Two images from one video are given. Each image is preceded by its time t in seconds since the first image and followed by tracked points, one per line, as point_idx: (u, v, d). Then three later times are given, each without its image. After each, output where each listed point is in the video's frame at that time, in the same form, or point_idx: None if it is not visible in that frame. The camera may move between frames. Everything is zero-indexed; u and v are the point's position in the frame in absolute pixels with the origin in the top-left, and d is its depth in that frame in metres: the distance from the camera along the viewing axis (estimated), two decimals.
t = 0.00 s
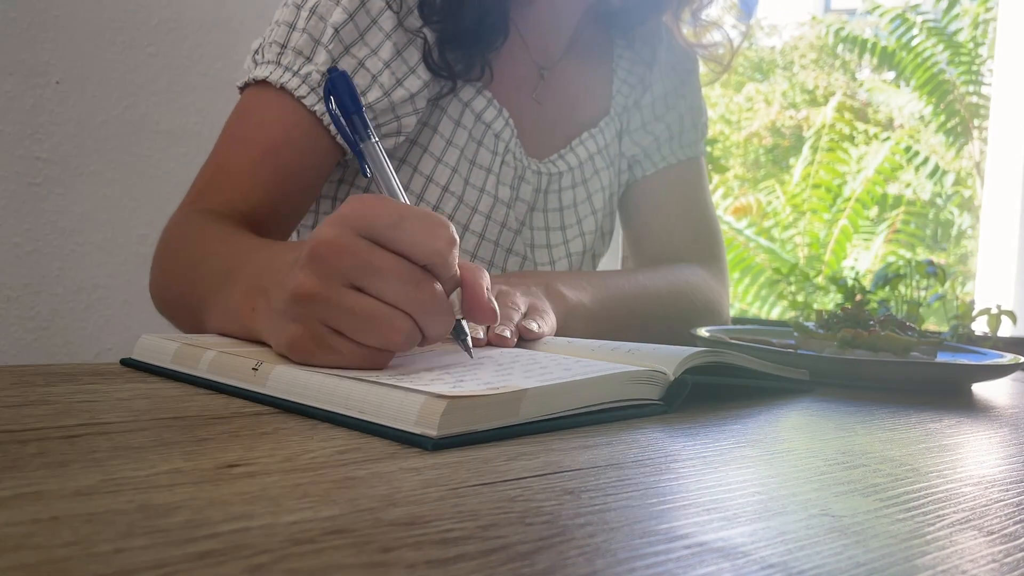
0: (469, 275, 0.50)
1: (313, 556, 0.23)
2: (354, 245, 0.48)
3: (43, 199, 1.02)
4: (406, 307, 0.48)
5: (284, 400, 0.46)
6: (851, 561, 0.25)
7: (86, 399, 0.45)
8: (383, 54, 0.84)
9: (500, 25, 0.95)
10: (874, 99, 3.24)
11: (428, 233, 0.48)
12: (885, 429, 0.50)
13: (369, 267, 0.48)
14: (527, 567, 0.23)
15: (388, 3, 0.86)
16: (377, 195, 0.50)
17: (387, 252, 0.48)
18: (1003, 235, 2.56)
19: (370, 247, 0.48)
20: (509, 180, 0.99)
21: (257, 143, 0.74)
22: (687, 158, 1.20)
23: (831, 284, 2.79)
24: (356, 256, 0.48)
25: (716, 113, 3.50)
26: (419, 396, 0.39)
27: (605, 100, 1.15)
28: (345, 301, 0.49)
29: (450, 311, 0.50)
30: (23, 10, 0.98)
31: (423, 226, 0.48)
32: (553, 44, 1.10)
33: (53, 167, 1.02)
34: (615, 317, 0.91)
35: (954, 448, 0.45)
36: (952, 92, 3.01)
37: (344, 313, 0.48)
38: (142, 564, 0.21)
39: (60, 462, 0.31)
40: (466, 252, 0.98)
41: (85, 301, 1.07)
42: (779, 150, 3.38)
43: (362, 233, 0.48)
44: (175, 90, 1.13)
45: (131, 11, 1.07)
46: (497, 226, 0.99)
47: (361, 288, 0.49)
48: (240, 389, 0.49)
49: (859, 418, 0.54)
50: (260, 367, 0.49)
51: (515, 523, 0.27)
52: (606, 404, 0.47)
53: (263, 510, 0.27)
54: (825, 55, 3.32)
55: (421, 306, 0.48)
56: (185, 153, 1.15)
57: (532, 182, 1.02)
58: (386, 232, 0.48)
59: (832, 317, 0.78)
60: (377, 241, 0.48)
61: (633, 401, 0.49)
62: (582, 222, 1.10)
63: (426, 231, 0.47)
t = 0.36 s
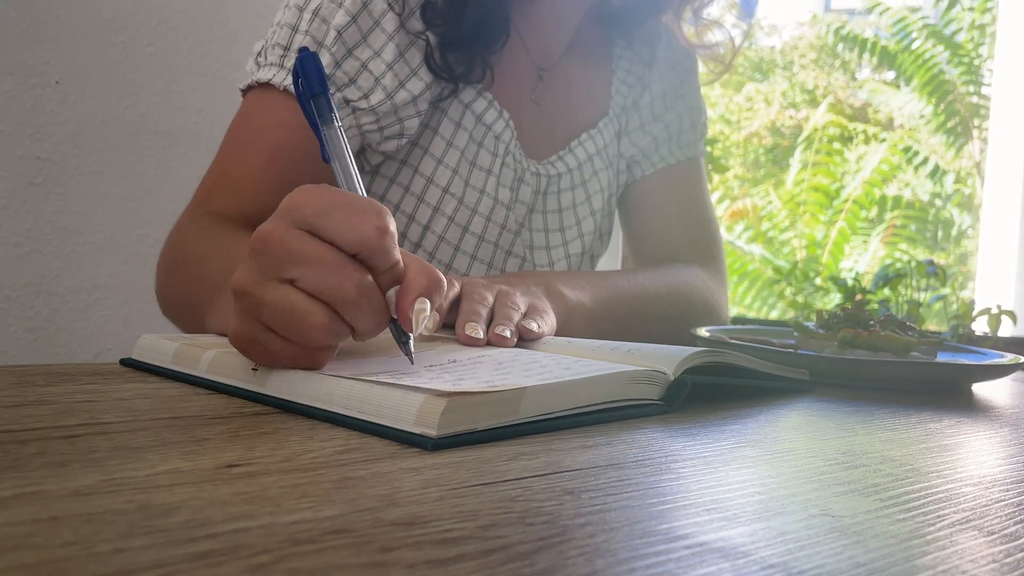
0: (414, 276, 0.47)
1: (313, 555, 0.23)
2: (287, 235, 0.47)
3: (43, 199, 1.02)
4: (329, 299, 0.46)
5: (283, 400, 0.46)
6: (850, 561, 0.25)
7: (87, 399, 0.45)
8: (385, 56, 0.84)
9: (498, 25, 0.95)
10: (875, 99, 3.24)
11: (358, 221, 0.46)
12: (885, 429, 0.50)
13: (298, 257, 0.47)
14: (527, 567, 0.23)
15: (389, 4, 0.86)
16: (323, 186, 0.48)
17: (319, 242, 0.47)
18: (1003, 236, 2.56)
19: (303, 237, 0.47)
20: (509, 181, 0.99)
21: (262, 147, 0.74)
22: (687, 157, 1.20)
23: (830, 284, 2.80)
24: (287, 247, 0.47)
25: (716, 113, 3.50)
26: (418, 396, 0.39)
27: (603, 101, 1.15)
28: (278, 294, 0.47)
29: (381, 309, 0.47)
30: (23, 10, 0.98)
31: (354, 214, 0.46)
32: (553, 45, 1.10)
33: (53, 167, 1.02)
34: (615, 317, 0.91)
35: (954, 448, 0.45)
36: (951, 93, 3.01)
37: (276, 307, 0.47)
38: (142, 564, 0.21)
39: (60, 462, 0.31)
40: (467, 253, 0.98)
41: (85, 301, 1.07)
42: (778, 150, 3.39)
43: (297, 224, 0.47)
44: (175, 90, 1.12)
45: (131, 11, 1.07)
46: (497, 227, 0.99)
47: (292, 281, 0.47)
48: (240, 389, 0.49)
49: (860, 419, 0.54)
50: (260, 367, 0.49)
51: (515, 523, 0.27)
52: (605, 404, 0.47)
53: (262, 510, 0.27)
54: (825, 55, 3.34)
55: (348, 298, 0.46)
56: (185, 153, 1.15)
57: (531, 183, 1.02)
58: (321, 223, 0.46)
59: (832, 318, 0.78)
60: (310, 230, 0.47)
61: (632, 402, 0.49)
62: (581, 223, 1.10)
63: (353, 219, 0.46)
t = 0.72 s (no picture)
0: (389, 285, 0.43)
1: (313, 556, 0.23)
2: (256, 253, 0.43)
3: (43, 199, 1.02)
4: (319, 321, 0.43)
5: (283, 400, 0.46)
6: (851, 561, 0.25)
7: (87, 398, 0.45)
8: (389, 52, 0.84)
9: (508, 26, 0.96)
10: (874, 99, 3.25)
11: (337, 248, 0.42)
12: (888, 429, 0.50)
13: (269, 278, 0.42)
14: (527, 567, 0.23)
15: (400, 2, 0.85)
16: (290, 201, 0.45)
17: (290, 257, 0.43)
18: (1002, 238, 2.57)
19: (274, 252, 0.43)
20: (512, 184, 0.99)
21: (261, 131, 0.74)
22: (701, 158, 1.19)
23: (830, 285, 2.81)
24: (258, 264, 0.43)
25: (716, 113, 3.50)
26: (419, 397, 0.39)
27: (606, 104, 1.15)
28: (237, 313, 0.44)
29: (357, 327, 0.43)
30: (23, 10, 0.98)
31: (335, 243, 0.42)
32: (563, 51, 1.09)
33: (53, 167, 1.02)
34: (628, 318, 0.93)
35: (954, 448, 0.45)
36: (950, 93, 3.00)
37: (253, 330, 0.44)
38: (142, 564, 0.21)
39: (60, 462, 0.31)
40: (468, 254, 0.98)
41: (85, 300, 1.07)
42: (778, 150, 3.42)
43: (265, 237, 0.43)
44: (175, 90, 1.12)
45: (131, 11, 1.07)
46: (498, 229, 1.00)
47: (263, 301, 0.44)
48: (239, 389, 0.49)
49: (861, 419, 0.54)
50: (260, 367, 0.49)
51: (515, 523, 0.27)
52: (607, 406, 0.47)
53: (263, 510, 0.27)
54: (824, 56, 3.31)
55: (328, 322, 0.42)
56: (185, 153, 1.15)
57: (534, 185, 1.02)
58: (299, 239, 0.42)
59: (831, 318, 0.78)
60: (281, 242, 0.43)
61: (634, 401, 0.49)
62: (584, 225, 1.10)
63: (335, 247, 0.42)
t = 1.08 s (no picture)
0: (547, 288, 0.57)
1: (313, 555, 0.23)
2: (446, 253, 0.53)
3: (43, 199, 1.02)
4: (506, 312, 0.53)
5: (284, 400, 0.46)
6: (850, 560, 0.25)
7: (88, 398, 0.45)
8: (394, 57, 0.83)
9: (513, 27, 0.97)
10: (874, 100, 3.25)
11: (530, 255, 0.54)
12: (887, 429, 0.50)
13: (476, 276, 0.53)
14: (527, 566, 0.23)
15: (403, 7, 0.85)
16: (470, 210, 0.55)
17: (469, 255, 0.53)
18: (1001, 237, 2.58)
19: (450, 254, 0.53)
20: (513, 183, 0.99)
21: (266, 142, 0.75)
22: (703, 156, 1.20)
23: (829, 285, 2.82)
24: (466, 264, 0.52)
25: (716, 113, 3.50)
26: (418, 397, 0.39)
27: (607, 104, 1.15)
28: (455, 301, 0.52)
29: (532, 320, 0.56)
30: (23, 10, 0.98)
31: (527, 257, 0.54)
32: (564, 52, 1.11)
33: (53, 167, 1.02)
34: (631, 316, 0.93)
35: (954, 448, 0.45)
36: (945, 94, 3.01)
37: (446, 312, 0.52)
38: (143, 563, 0.21)
39: (60, 462, 0.31)
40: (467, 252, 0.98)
41: (85, 300, 1.07)
42: (778, 150, 3.43)
43: (468, 244, 0.53)
44: (175, 90, 1.12)
45: (131, 11, 1.07)
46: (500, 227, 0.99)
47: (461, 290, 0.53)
48: (240, 388, 0.48)
49: (859, 418, 0.54)
50: (260, 366, 0.49)
51: (515, 522, 0.27)
52: (607, 406, 0.47)
53: (262, 509, 0.27)
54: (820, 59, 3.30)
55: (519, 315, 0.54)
56: (185, 153, 1.15)
57: (537, 183, 1.02)
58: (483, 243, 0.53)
59: (831, 317, 0.79)
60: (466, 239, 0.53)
61: (633, 402, 0.49)
62: (586, 220, 1.09)
63: (527, 255, 0.53)
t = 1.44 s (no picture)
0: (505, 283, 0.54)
1: (313, 555, 0.23)
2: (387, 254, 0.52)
3: (43, 199, 1.02)
4: (455, 310, 0.51)
5: (284, 400, 0.46)
6: (850, 560, 0.25)
7: (87, 398, 0.45)
8: (388, 62, 0.85)
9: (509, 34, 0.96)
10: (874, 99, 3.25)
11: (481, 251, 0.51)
12: (886, 429, 0.50)
13: (425, 276, 0.51)
14: (527, 567, 0.23)
15: (397, 11, 0.86)
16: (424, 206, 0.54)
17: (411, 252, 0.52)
18: (1001, 237, 2.58)
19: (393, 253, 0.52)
20: (510, 185, 0.99)
21: (264, 149, 0.75)
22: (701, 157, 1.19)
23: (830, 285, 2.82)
24: (410, 262, 0.51)
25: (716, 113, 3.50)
26: (418, 397, 0.39)
27: (606, 103, 1.15)
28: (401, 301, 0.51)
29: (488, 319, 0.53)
30: (23, 10, 0.98)
31: (475, 249, 0.51)
32: (559, 52, 1.11)
33: (53, 167, 1.02)
34: (630, 316, 0.93)
35: (954, 448, 0.45)
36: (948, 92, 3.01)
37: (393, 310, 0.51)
38: (143, 563, 0.21)
39: (60, 462, 0.31)
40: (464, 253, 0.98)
41: (85, 300, 1.07)
42: (778, 151, 3.54)
43: (414, 241, 0.52)
44: (175, 90, 1.12)
45: (131, 11, 1.07)
46: (495, 230, 1.00)
47: (412, 289, 0.51)
48: (240, 388, 0.48)
49: (859, 418, 0.54)
50: (259, 366, 0.49)
51: (516, 522, 0.27)
52: (606, 405, 0.47)
53: (262, 509, 0.27)
54: (824, 55, 3.44)
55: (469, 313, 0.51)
56: (185, 153, 1.15)
57: (533, 184, 1.02)
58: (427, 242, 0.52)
59: (831, 318, 0.79)
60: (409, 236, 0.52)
61: (632, 402, 0.49)
62: (581, 221, 1.10)
63: (476, 249, 0.51)
